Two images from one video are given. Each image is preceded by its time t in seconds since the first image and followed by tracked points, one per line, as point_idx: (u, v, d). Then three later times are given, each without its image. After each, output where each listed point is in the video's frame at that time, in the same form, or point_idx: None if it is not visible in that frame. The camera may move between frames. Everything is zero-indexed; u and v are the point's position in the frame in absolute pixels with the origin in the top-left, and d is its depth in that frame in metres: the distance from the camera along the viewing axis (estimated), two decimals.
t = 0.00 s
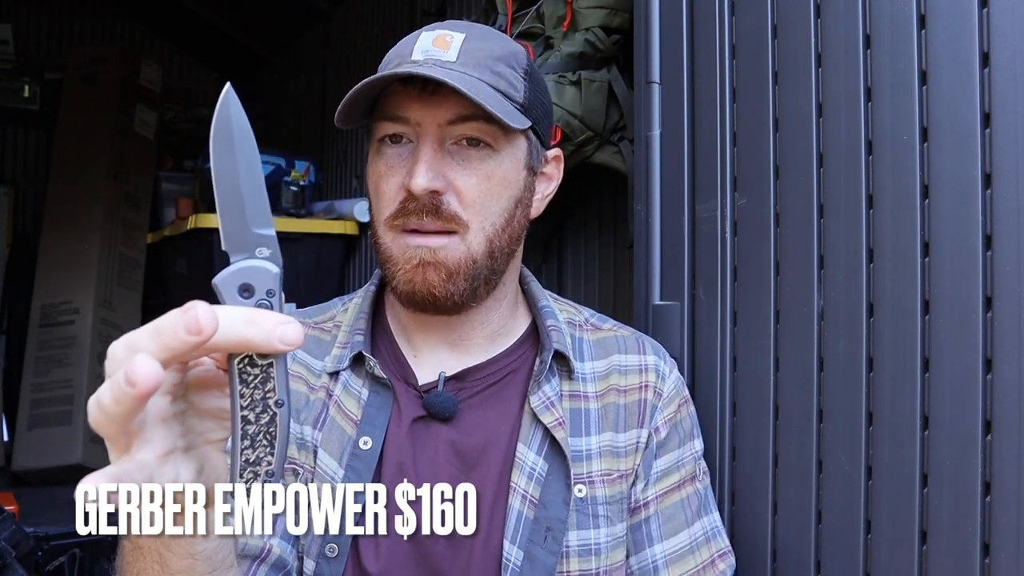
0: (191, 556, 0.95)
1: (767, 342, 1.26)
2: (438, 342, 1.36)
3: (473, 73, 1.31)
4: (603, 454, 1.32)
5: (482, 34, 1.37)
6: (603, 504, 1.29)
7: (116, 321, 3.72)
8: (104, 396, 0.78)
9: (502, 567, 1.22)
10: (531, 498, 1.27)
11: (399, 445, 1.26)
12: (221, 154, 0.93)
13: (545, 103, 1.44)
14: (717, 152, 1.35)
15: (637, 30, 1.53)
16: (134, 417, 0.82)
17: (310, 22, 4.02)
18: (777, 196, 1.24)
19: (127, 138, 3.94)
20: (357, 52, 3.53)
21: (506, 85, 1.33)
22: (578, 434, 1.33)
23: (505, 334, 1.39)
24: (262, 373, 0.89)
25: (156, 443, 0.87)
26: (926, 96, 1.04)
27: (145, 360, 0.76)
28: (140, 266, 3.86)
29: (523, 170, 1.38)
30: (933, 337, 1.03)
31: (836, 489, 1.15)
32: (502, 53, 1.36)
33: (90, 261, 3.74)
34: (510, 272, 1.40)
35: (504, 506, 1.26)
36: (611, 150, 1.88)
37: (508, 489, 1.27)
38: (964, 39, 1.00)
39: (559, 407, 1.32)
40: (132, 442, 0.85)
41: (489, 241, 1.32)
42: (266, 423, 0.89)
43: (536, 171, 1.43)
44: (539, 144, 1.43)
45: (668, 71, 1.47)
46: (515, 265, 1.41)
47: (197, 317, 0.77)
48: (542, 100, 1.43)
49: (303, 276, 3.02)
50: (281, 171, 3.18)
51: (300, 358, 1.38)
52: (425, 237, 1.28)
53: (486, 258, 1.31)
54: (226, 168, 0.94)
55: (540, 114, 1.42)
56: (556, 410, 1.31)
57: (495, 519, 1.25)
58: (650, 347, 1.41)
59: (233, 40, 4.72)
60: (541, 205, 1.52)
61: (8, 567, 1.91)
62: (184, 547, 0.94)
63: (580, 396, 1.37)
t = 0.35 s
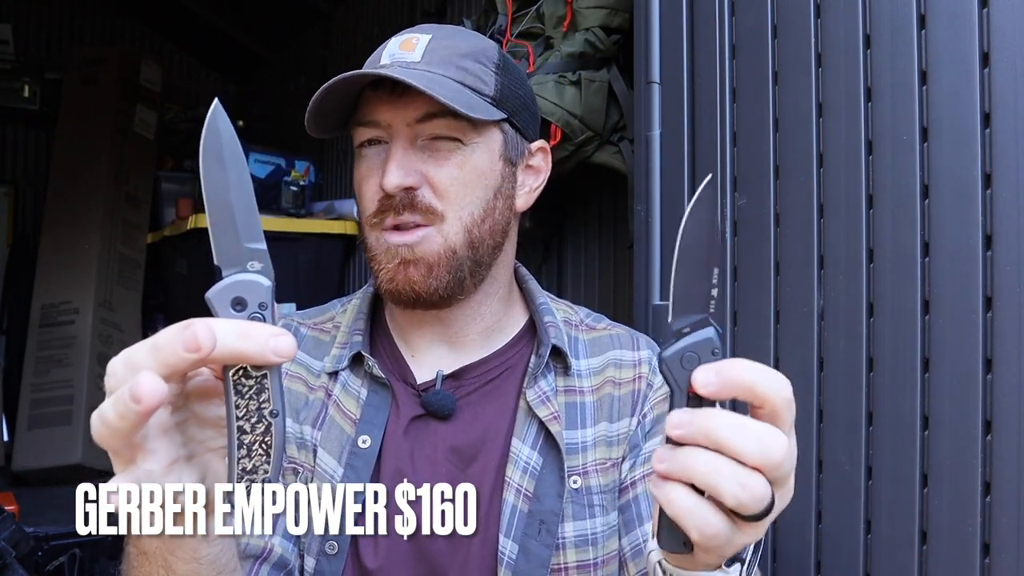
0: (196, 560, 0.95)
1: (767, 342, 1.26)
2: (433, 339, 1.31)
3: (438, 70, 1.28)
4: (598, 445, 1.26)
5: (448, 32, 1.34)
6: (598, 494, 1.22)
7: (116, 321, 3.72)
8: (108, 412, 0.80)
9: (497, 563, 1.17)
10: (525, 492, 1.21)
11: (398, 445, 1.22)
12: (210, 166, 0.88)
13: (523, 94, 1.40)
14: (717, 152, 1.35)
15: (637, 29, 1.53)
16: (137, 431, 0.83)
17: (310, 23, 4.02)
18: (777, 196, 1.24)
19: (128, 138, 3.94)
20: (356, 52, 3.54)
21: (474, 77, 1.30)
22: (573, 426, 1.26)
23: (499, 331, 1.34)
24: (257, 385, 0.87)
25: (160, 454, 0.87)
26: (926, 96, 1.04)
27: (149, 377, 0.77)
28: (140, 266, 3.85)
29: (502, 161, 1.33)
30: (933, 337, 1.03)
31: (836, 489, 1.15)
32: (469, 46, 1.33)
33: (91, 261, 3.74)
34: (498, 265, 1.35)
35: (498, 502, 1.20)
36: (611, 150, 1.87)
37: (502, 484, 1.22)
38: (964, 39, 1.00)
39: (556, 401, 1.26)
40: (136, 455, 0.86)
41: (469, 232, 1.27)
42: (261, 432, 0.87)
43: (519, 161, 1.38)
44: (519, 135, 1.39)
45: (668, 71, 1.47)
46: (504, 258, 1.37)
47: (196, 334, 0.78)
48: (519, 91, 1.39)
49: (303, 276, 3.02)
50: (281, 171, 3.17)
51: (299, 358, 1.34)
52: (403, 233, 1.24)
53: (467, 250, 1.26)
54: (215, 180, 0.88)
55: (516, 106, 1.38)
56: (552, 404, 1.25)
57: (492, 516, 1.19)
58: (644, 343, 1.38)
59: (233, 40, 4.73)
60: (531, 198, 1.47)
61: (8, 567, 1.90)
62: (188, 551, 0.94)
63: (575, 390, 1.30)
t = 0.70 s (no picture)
0: (203, 548, 0.94)
1: (767, 341, 1.26)
2: (433, 341, 1.31)
3: (440, 75, 1.27)
4: (596, 443, 1.26)
5: (451, 35, 1.34)
6: (595, 492, 1.22)
7: (116, 321, 3.72)
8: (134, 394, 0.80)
9: (495, 561, 1.17)
10: (523, 490, 1.21)
11: (397, 444, 1.22)
12: (222, 152, 0.87)
13: (525, 98, 1.40)
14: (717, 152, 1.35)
15: (637, 29, 1.53)
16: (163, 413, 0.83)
17: (309, 23, 4.02)
18: (777, 196, 1.24)
19: (127, 138, 3.93)
20: (356, 53, 3.53)
21: (476, 84, 1.30)
22: (571, 425, 1.26)
23: (498, 333, 1.34)
24: (277, 365, 0.87)
25: (180, 439, 0.87)
26: (926, 96, 1.04)
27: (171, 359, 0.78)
28: (140, 266, 3.85)
29: (503, 168, 1.33)
30: (933, 336, 1.03)
31: (835, 489, 1.15)
32: (472, 52, 1.32)
33: (91, 261, 3.74)
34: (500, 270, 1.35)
35: (497, 499, 1.20)
36: (611, 150, 1.87)
37: (500, 482, 1.22)
38: (964, 39, 1.00)
39: (553, 400, 1.26)
40: (158, 439, 0.86)
41: (468, 242, 1.27)
42: (283, 411, 0.87)
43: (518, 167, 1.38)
44: (521, 139, 1.39)
45: (668, 71, 1.47)
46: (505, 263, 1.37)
47: (211, 316, 0.77)
48: (522, 96, 1.39)
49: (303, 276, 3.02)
50: (281, 171, 3.16)
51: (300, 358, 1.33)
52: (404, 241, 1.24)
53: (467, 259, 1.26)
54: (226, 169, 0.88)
55: (517, 110, 1.37)
56: (550, 403, 1.25)
57: (490, 515, 1.19)
58: (642, 343, 1.37)
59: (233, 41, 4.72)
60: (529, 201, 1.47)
61: (8, 567, 1.90)
62: (196, 539, 0.93)
63: (573, 389, 1.30)
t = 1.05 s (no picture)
0: (202, 553, 0.94)
1: (767, 340, 1.26)
2: (433, 340, 1.31)
3: (455, 73, 1.27)
4: (597, 441, 1.26)
5: (462, 34, 1.34)
6: (596, 490, 1.23)
7: (116, 321, 3.72)
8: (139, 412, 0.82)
9: (496, 560, 1.17)
10: (524, 488, 1.21)
11: (397, 442, 1.22)
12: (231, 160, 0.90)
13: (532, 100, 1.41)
14: (717, 153, 1.35)
15: (637, 28, 1.53)
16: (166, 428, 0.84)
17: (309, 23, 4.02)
18: (777, 196, 1.24)
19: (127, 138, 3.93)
20: (356, 53, 3.53)
21: (489, 83, 1.30)
22: (572, 423, 1.26)
23: (499, 332, 1.34)
24: (279, 373, 0.87)
25: (180, 448, 0.89)
26: (926, 96, 1.04)
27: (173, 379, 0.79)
28: (140, 266, 3.85)
29: (512, 168, 1.33)
30: (933, 337, 1.03)
31: (835, 489, 1.15)
32: (485, 51, 1.32)
33: (91, 261, 3.73)
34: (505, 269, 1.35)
35: (498, 497, 1.20)
36: (611, 150, 1.87)
37: (501, 480, 1.22)
38: (964, 40, 1.00)
39: (553, 398, 1.26)
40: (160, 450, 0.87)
41: (478, 240, 1.27)
42: (283, 422, 0.87)
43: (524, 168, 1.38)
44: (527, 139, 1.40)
45: (668, 71, 1.47)
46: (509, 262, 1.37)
47: (210, 330, 0.79)
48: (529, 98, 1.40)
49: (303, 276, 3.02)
50: (282, 171, 3.17)
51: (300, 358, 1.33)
52: (415, 237, 1.23)
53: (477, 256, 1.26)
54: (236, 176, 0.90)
55: (524, 111, 1.38)
56: (550, 401, 1.25)
57: (491, 513, 1.19)
58: (642, 341, 1.38)
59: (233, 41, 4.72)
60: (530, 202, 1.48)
61: (8, 567, 1.90)
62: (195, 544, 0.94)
63: (573, 387, 1.30)
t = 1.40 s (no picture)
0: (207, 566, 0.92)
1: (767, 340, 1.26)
2: (431, 333, 1.31)
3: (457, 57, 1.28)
4: (595, 435, 1.26)
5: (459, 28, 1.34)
6: (596, 483, 1.23)
7: (116, 321, 3.72)
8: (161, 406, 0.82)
9: (497, 555, 1.17)
10: (523, 481, 1.20)
11: (395, 438, 1.21)
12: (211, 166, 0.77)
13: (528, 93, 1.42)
14: (717, 153, 1.35)
15: (637, 28, 1.53)
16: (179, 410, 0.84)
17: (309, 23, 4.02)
18: (777, 196, 1.24)
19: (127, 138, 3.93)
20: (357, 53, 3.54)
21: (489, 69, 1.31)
22: (570, 416, 1.26)
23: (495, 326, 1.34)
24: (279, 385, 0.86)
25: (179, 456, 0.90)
26: (926, 96, 1.04)
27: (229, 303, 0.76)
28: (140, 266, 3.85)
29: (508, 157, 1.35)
30: (933, 337, 1.03)
31: (835, 488, 1.15)
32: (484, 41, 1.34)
33: (91, 261, 3.73)
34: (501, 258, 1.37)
35: (497, 491, 1.20)
36: (611, 150, 1.87)
37: (500, 473, 1.21)
38: (964, 40, 1.00)
39: (551, 391, 1.26)
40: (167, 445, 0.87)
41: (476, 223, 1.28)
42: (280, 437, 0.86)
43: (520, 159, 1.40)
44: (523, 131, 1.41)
45: (668, 71, 1.46)
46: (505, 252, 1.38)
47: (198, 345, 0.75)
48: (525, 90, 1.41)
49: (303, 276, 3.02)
50: (281, 171, 3.18)
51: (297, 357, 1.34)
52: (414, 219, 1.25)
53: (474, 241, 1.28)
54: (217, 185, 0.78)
55: (520, 104, 1.39)
56: (548, 394, 1.25)
57: (490, 507, 1.19)
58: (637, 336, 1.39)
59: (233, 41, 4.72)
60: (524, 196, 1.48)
61: (8, 567, 1.90)
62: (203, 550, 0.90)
63: (571, 380, 1.30)
